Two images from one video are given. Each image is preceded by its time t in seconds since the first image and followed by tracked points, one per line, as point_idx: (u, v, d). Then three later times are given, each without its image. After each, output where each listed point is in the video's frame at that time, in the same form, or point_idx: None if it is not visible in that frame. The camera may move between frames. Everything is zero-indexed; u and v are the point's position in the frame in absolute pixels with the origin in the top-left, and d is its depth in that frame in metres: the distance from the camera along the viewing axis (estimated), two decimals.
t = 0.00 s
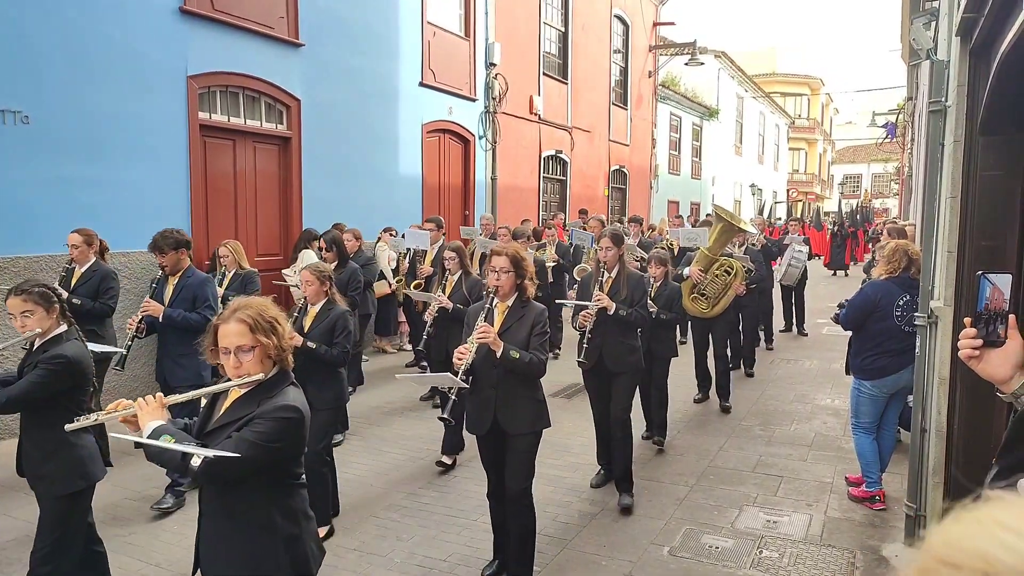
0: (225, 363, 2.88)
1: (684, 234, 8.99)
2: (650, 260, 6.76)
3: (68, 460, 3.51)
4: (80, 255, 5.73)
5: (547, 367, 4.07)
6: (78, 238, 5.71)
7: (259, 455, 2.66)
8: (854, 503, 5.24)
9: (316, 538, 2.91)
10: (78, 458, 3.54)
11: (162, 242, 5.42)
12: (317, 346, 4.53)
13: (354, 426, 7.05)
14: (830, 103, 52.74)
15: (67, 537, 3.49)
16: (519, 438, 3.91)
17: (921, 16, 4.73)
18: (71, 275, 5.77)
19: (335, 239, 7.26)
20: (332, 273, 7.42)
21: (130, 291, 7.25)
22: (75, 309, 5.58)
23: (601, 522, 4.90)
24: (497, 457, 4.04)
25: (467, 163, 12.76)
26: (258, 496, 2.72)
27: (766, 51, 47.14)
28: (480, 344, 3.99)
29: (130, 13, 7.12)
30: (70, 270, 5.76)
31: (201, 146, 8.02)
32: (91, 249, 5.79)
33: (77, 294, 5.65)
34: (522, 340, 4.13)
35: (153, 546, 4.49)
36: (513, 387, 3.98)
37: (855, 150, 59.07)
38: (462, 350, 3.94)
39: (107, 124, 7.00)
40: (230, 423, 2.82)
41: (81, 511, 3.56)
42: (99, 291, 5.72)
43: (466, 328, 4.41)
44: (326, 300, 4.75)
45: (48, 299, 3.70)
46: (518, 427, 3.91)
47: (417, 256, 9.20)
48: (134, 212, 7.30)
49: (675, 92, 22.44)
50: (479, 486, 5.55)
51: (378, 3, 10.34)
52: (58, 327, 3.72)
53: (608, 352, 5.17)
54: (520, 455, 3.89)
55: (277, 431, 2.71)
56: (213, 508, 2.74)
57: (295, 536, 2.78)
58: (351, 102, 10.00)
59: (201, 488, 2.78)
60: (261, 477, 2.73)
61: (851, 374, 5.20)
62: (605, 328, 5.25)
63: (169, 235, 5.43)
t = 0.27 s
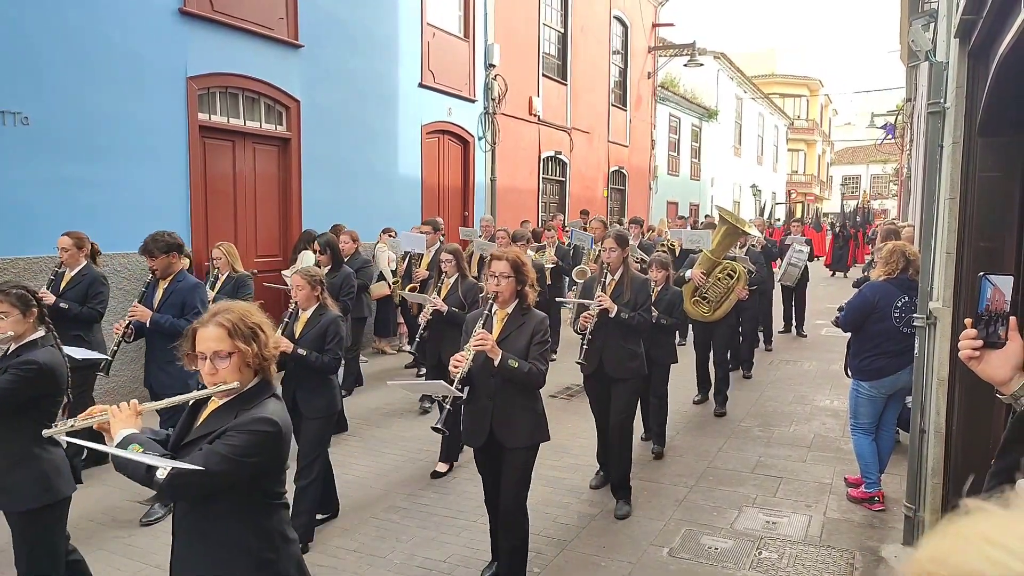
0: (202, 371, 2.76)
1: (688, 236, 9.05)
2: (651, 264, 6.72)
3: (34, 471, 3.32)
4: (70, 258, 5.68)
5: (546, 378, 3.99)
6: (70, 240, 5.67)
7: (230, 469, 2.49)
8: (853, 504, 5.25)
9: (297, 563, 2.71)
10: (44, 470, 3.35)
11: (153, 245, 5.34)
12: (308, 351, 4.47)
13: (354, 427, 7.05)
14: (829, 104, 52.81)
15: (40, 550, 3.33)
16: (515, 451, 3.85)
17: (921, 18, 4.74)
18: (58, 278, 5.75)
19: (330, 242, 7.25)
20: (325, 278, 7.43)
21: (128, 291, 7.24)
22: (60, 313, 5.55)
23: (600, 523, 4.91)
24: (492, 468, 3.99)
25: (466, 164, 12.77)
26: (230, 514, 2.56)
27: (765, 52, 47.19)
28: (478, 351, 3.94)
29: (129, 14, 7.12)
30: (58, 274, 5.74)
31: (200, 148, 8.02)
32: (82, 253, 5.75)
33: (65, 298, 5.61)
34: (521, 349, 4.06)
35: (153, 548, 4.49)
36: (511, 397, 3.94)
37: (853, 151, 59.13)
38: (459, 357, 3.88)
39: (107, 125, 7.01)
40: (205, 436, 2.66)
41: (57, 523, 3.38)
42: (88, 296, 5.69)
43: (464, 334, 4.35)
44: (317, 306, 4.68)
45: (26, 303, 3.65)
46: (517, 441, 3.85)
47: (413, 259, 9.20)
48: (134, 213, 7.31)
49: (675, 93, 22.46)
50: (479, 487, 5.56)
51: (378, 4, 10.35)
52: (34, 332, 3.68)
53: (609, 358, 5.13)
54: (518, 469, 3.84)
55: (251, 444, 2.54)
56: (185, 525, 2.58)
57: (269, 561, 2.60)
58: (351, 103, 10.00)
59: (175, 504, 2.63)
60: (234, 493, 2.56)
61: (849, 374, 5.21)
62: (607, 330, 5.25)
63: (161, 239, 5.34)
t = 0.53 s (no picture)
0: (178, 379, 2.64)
1: (693, 238, 9.10)
2: (653, 265, 6.76)
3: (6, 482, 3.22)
4: (59, 259, 5.65)
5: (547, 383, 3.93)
6: (61, 241, 5.65)
7: (204, 484, 2.37)
8: (852, 505, 5.25)
9: None
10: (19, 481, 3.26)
11: (144, 246, 5.26)
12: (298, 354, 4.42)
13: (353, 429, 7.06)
14: (828, 106, 52.90)
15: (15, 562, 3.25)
16: (515, 458, 3.81)
17: (920, 20, 4.76)
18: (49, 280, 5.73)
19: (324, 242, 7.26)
20: (318, 278, 7.36)
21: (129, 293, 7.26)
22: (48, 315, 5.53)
23: (600, 525, 4.91)
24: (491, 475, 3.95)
25: (466, 165, 12.78)
26: (207, 533, 2.43)
27: (763, 54, 47.25)
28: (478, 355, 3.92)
29: (129, 16, 7.13)
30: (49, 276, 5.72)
31: (200, 149, 8.03)
32: (73, 254, 5.72)
33: (53, 300, 5.59)
34: (524, 351, 4.03)
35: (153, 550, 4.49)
36: (512, 402, 3.91)
37: (852, 153, 59.20)
38: (457, 362, 3.86)
39: (107, 127, 7.01)
40: (180, 450, 2.54)
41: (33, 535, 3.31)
42: (76, 299, 5.65)
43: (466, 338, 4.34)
44: (308, 307, 4.63)
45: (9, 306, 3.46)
46: (519, 449, 3.81)
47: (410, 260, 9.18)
48: (133, 215, 7.31)
49: (674, 95, 22.50)
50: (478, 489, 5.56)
51: (377, 6, 10.37)
52: (15, 338, 3.49)
53: (613, 361, 5.10)
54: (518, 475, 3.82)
55: (227, 458, 2.42)
56: (161, 546, 2.45)
57: None
58: (351, 105, 10.02)
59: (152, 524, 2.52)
60: (209, 509, 2.43)
61: (848, 375, 5.22)
62: (611, 331, 5.26)
63: (154, 240, 5.26)
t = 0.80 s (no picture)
0: (160, 391, 2.62)
1: (695, 240, 9.15)
2: (653, 267, 6.75)
3: None
4: (52, 263, 5.62)
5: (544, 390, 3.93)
6: (53, 244, 5.62)
7: (188, 502, 2.38)
8: (852, 507, 5.26)
9: None
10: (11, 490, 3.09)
11: (136, 248, 5.25)
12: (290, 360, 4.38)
13: (354, 431, 7.07)
14: (828, 108, 52.96)
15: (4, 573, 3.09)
16: (515, 467, 3.77)
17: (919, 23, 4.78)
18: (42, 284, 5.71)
19: (316, 246, 7.24)
20: (312, 283, 7.35)
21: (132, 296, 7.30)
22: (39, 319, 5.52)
23: (600, 527, 4.92)
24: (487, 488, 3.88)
25: (466, 168, 12.79)
26: (192, 549, 2.44)
27: (763, 56, 47.31)
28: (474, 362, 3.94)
29: (129, 19, 7.14)
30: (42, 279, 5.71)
31: (200, 152, 8.04)
32: (65, 257, 5.68)
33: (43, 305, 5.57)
34: (523, 356, 4.03)
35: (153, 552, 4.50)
36: (508, 408, 3.89)
37: (851, 155, 59.23)
38: (453, 369, 3.90)
39: (107, 130, 7.02)
40: (163, 466, 2.53)
41: (21, 542, 3.15)
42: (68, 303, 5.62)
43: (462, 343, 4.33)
44: (301, 310, 4.59)
45: None
46: (516, 459, 3.78)
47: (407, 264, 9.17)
48: (134, 217, 7.32)
49: (673, 97, 22.53)
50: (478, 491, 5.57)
51: (377, 9, 10.39)
52: None
53: (614, 364, 5.06)
54: (516, 482, 3.80)
55: (211, 475, 2.42)
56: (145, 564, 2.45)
57: None
58: (351, 107, 10.04)
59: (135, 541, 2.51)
60: (194, 527, 2.43)
61: (848, 377, 5.22)
62: (613, 339, 5.19)
63: (145, 242, 5.25)
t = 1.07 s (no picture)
0: (123, 406, 2.50)
1: (690, 244, 9.13)
2: (647, 271, 6.79)
3: None
4: (38, 267, 5.59)
5: (534, 399, 3.87)
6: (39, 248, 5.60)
7: (155, 523, 2.31)
8: (853, 510, 5.25)
9: None
10: None
11: (123, 252, 5.26)
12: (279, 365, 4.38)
13: (353, 435, 7.05)
14: (827, 112, 53.03)
15: None
16: (504, 477, 3.77)
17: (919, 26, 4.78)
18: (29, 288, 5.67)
19: (310, 250, 7.11)
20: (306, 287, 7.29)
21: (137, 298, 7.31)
22: (26, 324, 5.47)
23: (600, 530, 4.91)
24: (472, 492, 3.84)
25: (465, 171, 12.80)
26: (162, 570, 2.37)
27: (763, 59, 47.38)
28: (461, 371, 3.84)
29: (129, 21, 7.14)
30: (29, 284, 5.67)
31: (200, 155, 8.04)
32: (52, 261, 5.67)
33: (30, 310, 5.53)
34: (511, 365, 3.96)
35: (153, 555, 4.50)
36: (496, 420, 3.84)
37: (851, 158, 59.25)
38: (440, 379, 3.78)
39: (105, 133, 7.01)
40: (130, 483, 2.46)
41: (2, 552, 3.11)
42: (55, 308, 5.59)
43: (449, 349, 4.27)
44: (291, 314, 4.59)
45: None
46: (505, 469, 3.77)
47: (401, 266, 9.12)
48: (133, 220, 7.31)
49: (672, 100, 22.56)
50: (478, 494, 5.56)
51: (377, 13, 10.41)
52: None
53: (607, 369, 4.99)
54: (508, 491, 3.80)
55: (178, 495, 2.34)
56: None
57: None
58: (351, 110, 10.05)
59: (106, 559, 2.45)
60: (162, 548, 2.36)
61: (848, 380, 5.22)
62: (605, 344, 5.07)
63: (132, 246, 5.25)
